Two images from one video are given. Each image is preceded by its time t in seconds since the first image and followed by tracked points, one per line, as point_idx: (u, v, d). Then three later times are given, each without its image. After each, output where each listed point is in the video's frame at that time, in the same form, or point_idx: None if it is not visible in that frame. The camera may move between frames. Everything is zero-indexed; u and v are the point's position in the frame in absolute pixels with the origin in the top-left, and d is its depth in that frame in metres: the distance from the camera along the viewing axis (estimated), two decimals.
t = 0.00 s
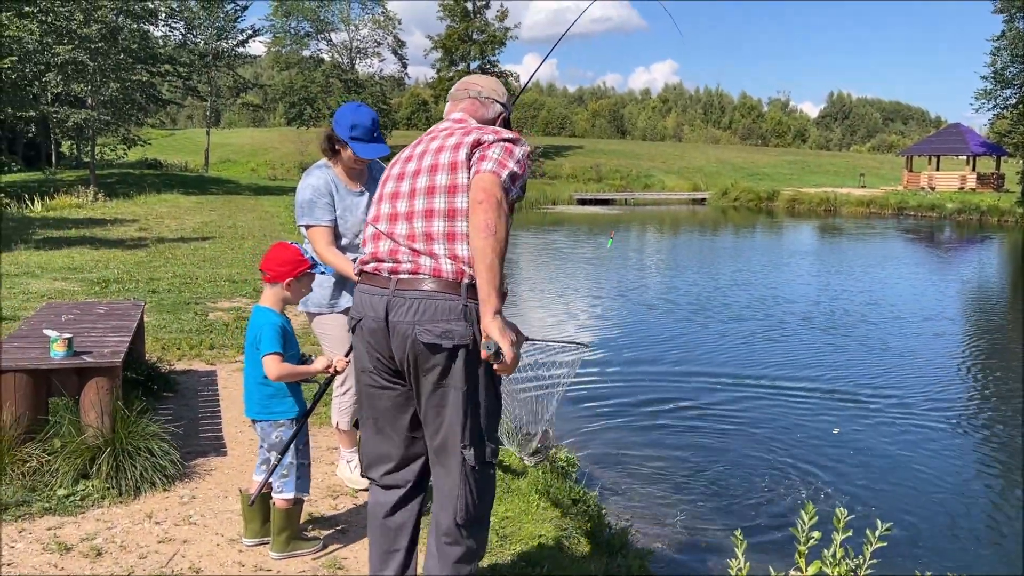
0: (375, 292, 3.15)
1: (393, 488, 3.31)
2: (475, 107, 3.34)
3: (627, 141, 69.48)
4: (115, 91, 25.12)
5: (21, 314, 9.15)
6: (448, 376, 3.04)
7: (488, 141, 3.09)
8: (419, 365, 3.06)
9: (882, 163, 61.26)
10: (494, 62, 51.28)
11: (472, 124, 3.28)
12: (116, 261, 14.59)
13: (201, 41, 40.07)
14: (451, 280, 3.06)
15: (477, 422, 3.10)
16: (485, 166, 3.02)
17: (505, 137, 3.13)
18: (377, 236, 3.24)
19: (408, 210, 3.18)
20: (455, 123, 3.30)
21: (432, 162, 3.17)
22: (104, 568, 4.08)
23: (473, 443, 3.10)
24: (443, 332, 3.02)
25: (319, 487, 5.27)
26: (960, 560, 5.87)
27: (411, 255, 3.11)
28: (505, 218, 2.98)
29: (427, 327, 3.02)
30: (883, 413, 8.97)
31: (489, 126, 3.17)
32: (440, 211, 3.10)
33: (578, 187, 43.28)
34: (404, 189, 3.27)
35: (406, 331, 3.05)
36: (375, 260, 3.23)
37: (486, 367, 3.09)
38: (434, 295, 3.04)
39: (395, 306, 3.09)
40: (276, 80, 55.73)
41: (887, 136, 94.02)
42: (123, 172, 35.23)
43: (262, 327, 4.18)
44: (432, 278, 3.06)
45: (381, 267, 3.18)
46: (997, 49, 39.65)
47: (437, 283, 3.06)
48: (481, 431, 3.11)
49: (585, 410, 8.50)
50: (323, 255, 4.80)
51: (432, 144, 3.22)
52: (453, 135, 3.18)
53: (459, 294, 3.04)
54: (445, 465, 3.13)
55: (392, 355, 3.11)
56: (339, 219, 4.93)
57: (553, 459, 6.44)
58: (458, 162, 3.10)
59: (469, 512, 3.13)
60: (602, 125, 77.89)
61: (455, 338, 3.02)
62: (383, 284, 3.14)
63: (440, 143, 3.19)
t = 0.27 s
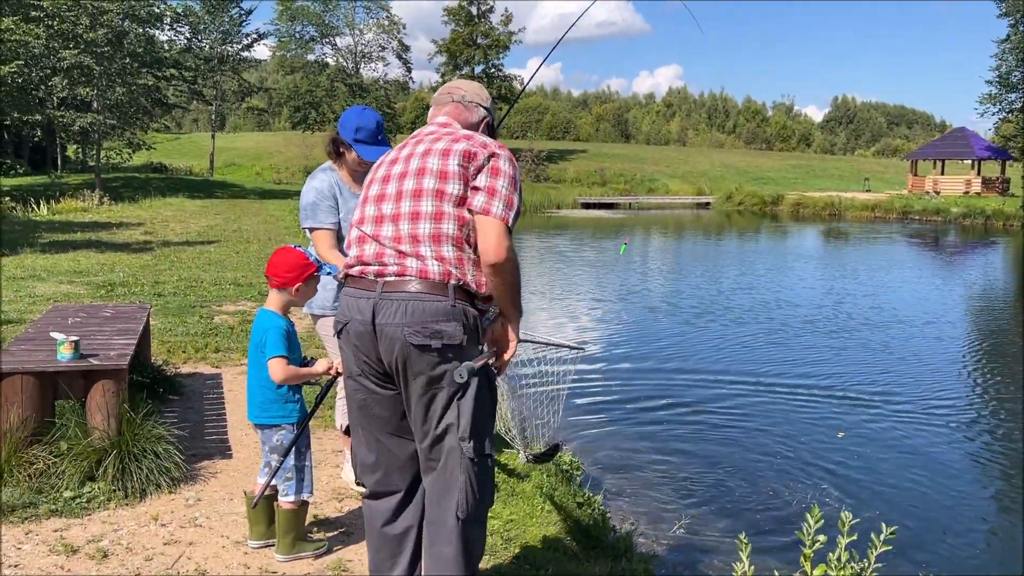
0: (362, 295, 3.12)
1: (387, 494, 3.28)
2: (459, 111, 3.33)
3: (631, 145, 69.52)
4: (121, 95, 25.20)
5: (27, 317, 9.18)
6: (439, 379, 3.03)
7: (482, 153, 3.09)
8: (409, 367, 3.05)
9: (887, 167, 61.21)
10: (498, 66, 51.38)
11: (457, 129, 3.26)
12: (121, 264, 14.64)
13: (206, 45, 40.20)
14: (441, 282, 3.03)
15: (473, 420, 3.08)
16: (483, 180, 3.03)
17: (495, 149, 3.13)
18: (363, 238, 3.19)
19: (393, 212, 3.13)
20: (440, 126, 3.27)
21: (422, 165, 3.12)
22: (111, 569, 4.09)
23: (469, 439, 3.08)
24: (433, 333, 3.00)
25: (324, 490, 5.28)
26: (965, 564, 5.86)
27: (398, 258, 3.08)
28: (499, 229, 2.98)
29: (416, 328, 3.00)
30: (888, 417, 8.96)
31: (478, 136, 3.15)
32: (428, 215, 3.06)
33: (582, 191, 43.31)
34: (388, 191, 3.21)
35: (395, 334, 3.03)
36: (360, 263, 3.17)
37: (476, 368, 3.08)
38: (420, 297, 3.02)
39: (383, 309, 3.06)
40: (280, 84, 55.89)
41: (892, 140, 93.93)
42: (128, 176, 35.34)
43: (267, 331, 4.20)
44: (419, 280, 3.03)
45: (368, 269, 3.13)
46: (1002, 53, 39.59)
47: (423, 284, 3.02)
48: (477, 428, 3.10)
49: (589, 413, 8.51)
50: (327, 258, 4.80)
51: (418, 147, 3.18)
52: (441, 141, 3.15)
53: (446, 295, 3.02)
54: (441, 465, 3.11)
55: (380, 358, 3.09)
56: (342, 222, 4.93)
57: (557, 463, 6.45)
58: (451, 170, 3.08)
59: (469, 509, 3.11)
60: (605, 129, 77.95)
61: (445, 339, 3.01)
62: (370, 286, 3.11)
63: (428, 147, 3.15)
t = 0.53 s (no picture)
0: (358, 299, 3.12)
1: (387, 497, 3.28)
2: (449, 111, 3.33)
3: (633, 148, 69.54)
4: (124, 98, 25.23)
5: (31, 319, 9.20)
6: (437, 381, 3.02)
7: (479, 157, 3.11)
8: (407, 371, 3.04)
9: (890, 170, 61.18)
10: (500, 69, 51.43)
11: (449, 129, 3.26)
12: (124, 267, 14.66)
13: (208, 48, 40.27)
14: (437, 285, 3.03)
15: (472, 424, 3.08)
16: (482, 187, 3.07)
17: (491, 152, 3.14)
18: (358, 241, 3.18)
19: (389, 215, 3.13)
20: (433, 127, 3.27)
21: (416, 168, 3.12)
22: (113, 572, 4.09)
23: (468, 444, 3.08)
24: (430, 336, 3.00)
25: (328, 492, 5.28)
26: (969, 566, 5.86)
27: (394, 261, 3.08)
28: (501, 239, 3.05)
29: (413, 332, 3.01)
30: (891, 420, 8.95)
31: (474, 138, 3.16)
32: (424, 217, 3.06)
33: (585, 194, 43.33)
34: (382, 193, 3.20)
35: (393, 338, 3.03)
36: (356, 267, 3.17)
37: (474, 369, 3.08)
38: (417, 300, 3.02)
39: (380, 313, 3.06)
40: (283, 87, 55.99)
41: (895, 142, 93.86)
42: (131, 179, 35.39)
43: (260, 336, 4.20)
44: (415, 282, 3.03)
45: (364, 273, 3.13)
46: (1005, 56, 39.56)
47: (419, 287, 3.02)
48: (475, 432, 3.10)
49: (591, 415, 8.52)
50: (313, 259, 4.80)
51: (413, 149, 3.18)
52: (436, 144, 3.14)
53: (443, 297, 3.02)
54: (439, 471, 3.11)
55: (378, 363, 3.09)
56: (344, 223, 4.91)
57: (560, 465, 6.45)
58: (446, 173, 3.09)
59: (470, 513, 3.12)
60: (608, 132, 77.99)
61: (441, 342, 3.01)
62: (366, 290, 3.11)
63: (424, 148, 3.15)
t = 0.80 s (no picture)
0: (362, 299, 3.11)
1: (386, 499, 3.27)
2: (450, 111, 3.32)
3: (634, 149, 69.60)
4: (124, 99, 25.26)
5: (32, 321, 9.21)
6: (440, 382, 3.01)
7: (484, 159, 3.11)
8: (410, 372, 3.03)
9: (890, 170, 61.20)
10: (500, 70, 51.47)
11: (451, 129, 3.25)
12: (125, 268, 14.68)
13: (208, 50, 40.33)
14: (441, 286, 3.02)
15: (470, 426, 3.08)
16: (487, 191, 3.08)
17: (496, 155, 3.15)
18: (361, 242, 3.17)
19: (393, 215, 3.11)
20: (434, 127, 3.26)
21: (421, 169, 3.10)
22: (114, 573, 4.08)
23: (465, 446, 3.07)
24: (435, 336, 2.99)
25: (329, 494, 5.27)
26: (970, 566, 5.85)
27: (399, 262, 3.06)
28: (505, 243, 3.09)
29: (418, 332, 3.00)
30: (893, 420, 8.95)
31: (478, 140, 3.16)
32: (430, 219, 3.05)
33: (585, 195, 43.37)
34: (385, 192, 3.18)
35: (398, 338, 3.02)
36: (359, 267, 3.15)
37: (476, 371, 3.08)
38: (422, 299, 3.01)
39: (384, 313, 3.05)
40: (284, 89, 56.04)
41: (895, 143, 93.83)
42: (132, 181, 35.46)
43: (255, 338, 4.19)
44: (420, 283, 3.02)
45: (368, 273, 3.12)
46: (1005, 56, 39.55)
47: (424, 287, 3.02)
48: (473, 434, 3.09)
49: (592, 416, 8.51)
50: (311, 260, 4.80)
51: (418, 149, 3.16)
52: (442, 145, 3.13)
53: (448, 298, 3.02)
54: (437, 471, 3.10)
55: (382, 364, 3.08)
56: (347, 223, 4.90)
57: (561, 466, 6.45)
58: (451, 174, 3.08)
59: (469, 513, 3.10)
60: (608, 133, 78.06)
61: (447, 342, 2.99)
62: (370, 291, 3.10)
63: (428, 149, 3.14)
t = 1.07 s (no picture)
0: (377, 297, 3.09)
1: (392, 498, 3.25)
2: (454, 109, 3.31)
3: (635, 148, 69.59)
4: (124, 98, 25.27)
5: (33, 320, 9.21)
6: (458, 379, 3.01)
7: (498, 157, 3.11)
8: (427, 370, 3.02)
9: (892, 169, 61.13)
10: (501, 69, 51.46)
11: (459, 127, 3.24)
12: (126, 267, 14.69)
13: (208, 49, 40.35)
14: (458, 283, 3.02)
15: (484, 426, 3.07)
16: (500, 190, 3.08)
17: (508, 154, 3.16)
18: (373, 239, 3.14)
19: (406, 212, 3.09)
20: (442, 125, 3.24)
21: (435, 167, 3.09)
22: (116, 572, 4.07)
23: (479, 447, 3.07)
24: (454, 334, 2.98)
25: (330, 493, 5.27)
26: (972, 563, 5.85)
27: (414, 258, 3.04)
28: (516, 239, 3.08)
29: (437, 329, 2.99)
30: (894, 418, 8.94)
31: (490, 138, 3.16)
32: (446, 216, 3.04)
33: (586, 193, 43.39)
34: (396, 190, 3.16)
35: (415, 336, 3.00)
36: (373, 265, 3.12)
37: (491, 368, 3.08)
38: (439, 296, 3.00)
39: (400, 311, 3.03)
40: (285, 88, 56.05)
41: (896, 141, 93.74)
42: (132, 180, 35.50)
43: (257, 334, 4.17)
44: (435, 280, 3.01)
45: (382, 270, 3.09)
46: (1006, 54, 39.45)
47: (441, 284, 3.01)
48: (487, 434, 3.08)
49: (594, 414, 8.51)
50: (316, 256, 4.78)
51: (429, 146, 3.15)
52: (454, 142, 3.13)
53: (466, 295, 3.02)
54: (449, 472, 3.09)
55: (397, 362, 3.06)
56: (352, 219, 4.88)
57: (563, 465, 6.43)
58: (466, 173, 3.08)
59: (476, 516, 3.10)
60: (609, 132, 78.07)
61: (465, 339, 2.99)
62: (385, 288, 3.08)
63: (440, 146, 3.12)
